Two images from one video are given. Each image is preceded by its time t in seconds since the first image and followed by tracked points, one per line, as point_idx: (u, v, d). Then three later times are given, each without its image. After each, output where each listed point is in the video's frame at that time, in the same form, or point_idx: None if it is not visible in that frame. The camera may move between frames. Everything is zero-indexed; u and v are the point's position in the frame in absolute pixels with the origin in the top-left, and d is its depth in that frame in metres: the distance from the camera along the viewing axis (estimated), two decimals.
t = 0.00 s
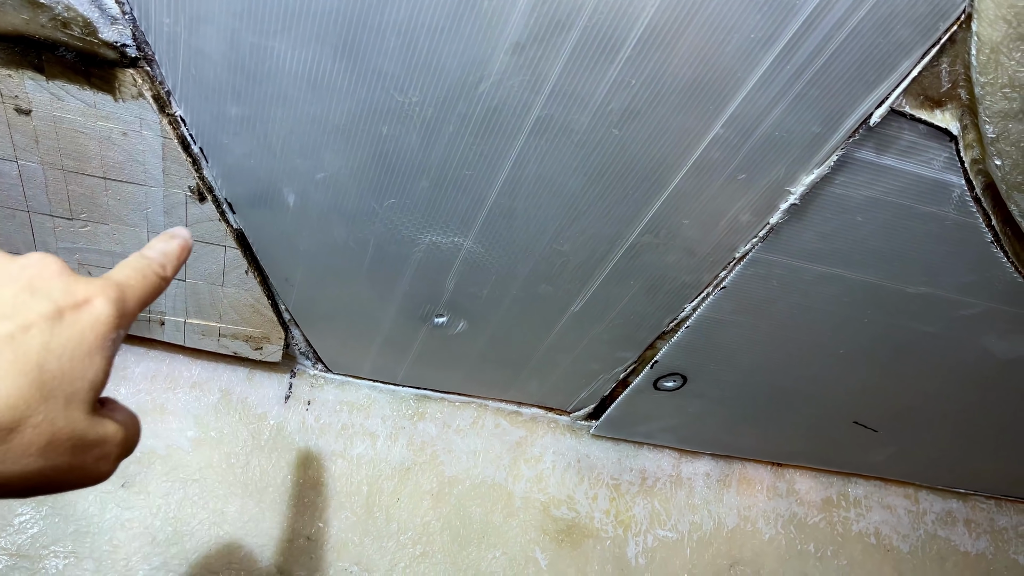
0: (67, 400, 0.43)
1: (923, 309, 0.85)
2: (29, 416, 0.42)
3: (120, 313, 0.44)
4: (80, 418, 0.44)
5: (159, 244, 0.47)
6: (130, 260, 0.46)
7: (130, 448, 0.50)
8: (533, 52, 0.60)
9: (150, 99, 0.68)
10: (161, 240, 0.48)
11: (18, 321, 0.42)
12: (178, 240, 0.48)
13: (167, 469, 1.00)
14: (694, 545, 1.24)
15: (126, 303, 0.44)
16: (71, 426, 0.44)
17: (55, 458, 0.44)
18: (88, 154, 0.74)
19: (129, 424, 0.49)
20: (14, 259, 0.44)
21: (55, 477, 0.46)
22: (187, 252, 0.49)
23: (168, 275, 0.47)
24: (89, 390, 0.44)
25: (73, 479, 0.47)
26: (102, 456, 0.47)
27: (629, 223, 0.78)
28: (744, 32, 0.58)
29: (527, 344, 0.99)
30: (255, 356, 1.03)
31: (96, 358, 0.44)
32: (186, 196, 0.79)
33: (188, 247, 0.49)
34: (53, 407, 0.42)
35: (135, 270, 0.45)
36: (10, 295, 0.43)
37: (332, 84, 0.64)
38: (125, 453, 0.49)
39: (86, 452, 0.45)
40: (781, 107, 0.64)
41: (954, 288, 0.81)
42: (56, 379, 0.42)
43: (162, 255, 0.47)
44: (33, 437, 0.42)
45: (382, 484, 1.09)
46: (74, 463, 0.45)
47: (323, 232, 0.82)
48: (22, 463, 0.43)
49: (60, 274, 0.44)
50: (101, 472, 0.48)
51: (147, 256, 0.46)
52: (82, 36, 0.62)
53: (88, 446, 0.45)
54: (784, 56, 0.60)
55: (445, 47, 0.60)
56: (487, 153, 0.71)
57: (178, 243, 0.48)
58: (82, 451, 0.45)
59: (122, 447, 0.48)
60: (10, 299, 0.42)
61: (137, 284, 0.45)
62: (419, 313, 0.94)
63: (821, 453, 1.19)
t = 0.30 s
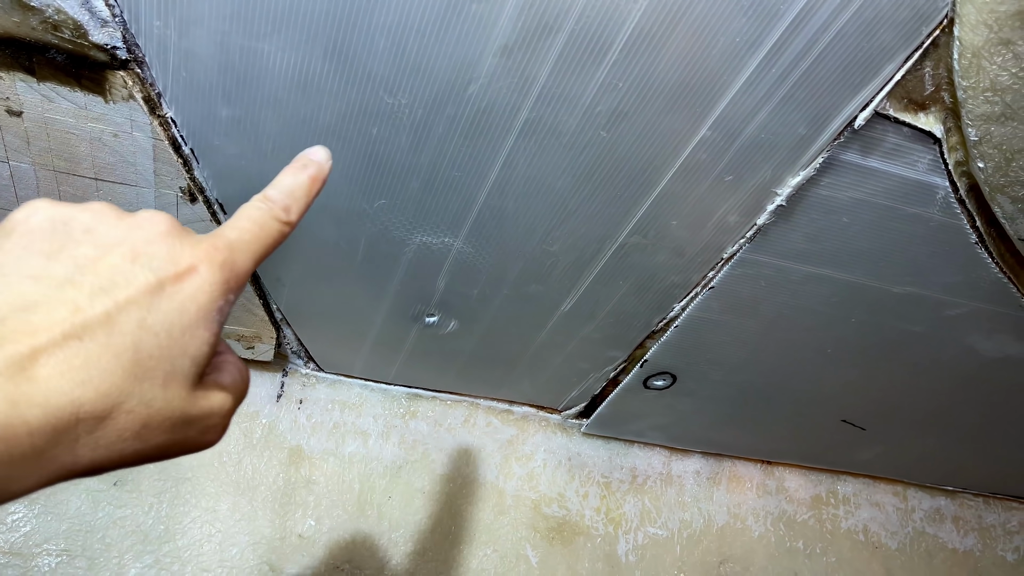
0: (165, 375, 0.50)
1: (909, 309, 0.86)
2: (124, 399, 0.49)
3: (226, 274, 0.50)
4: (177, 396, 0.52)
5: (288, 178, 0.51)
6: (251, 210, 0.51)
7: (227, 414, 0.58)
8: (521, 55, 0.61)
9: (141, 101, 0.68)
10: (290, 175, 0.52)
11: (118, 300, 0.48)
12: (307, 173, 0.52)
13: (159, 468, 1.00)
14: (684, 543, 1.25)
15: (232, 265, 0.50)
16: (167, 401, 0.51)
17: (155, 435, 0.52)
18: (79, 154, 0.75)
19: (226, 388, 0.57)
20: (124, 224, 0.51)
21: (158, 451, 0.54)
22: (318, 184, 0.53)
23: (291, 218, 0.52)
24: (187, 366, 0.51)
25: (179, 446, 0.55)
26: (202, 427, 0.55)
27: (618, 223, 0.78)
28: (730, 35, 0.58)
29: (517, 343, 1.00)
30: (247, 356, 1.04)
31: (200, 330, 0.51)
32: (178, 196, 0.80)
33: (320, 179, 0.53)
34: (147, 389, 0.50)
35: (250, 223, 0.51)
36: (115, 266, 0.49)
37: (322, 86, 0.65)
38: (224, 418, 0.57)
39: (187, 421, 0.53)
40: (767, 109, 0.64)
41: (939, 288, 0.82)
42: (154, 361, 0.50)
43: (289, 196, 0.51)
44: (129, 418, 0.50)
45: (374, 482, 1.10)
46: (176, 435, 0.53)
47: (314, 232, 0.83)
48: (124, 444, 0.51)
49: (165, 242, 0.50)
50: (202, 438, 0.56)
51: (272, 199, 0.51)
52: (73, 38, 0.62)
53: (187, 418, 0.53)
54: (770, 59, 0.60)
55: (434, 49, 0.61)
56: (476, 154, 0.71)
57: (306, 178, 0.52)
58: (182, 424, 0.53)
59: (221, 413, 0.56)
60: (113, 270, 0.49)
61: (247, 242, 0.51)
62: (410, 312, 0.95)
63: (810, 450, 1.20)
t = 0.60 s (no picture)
0: (164, 391, 0.49)
1: (899, 303, 0.85)
2: (131, 409, 0.47)
3: (209, 308, 0.51)
4: (176, 412, 0.50)
5: (250, 229, 0.55)
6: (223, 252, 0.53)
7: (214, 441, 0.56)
8: (509, 47, 0.60)
9: (127, 93, 0.68)
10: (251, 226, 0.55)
11: (118, 317, 0.48)
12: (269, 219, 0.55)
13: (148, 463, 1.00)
14: (675, 537, 1.25)
15: (213, 300, 0.51)
16: (167, 417, 0.50)
17: (156, 451, 0.50)
18: (66, 147, 0.74)
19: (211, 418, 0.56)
20: (112, 258, 0.51)
21: (146, 476, 0.51)
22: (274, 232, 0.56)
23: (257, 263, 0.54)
24: (185, 384, 0.50)
25: (168, 474, 0.53)
26: (194, 450, 0.53)
27: (608, 217, 0.78)
28: (719, 28, 0.58)
29: (508, 338, 1.00)
30: (237, 350, 1.03)
31: (190, 354, 0.50)
32: (165, 189, 0.80)
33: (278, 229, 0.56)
34: (153, 400, 0.49)
35: (223, 264, 0.52)
36: (109, 291, 0.49)
37: (310, 78, 0.64)
38: (212, 446, 0.56)
39: (181, 443, 0.52)
40: (756, 102, 0.64)
41: (929, 282, 0.82)
42: (156, 374, 0.49)
43: (252, 243, 0.54)
44: (135, 430, 0.48)
45: (365, 476, 1.09)
46: (172, 456, 0.51)
47: (303, 226, 0.82)
48: (126, 459, 0.48)
49: (155, 272, 0.51)
50: (193, 465, 0.54)
51: (239, 244, 0.53)
52: (59, 30, 0.62)
53: (182, 439, 0.52)
54: (759, 52, 0.60)
55: (422, 42, 0.60)
56: (465, 148, 0.71)
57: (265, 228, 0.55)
58: (178, 444, 0.51)
59: (209, 439, 0.55)
60: (108, 294, 0.49)
61: (226, 278, 0.52)
62: (400, 306, 0.95)
63: (801, 445, 1.20)
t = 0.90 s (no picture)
0: (118, 413, 0.50)
1: (887, 294, 0.85)
2: (84, 431, 0.48)
3: (166, 327, 0.51)
4: (131, 433, 0.51)
5: (212, 245, 0.55)
6: (183, 269, 0.53)
7: (170, 459, 0.57)
8: (496, 36, 0.60)
9: (111, 81, 0.67)
10: (213, 242, 0.55)
11: (71, 338, 0.48)
12: (228, 239, 0.56)
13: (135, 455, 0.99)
14: (665, 529, 1.25)
15: (170, 319, 0.52)
16: (121, 438, 0.50)
17: (110, 472, 0.51)
18: (50, 137, 0.73)
19: (167, 436, 0.57)
20: (66, 278, 0.50)
21: (101, 494, 0.52)
22: (238, 248, 0.57)
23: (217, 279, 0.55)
24: (140, 406, 0.51)
25: (123, 492, 0.54)
26: (149, 469, 0.54)
27: (596, 208, 0.78)
28: (706, 17, 0.58)
29: (497, 330, 0.99)
30: (225, 342, 1.03)
31: (146, 374, 0.51)
32: (151, 179, 0.79)
33: (240, 243, 0.57)
34: (107, 422, 0.49)
35: (183, 281, 0.53)
36: (64, 311, 0.49)
37: (295, 67, 0.63)
38: (167, 464, 0.57)
39: (136, 463, 0.53)
40: (743, 92, 0.64)
41: (916, 273, 0.82)
42: (110, 397, 0.49)
43: (214, 258, 0.55)
44: (88, 451, 0.49)
45: (354, 469, 1.09)
46: (126, 476, 0.52)
47: (291, 217, 0.82)
48: (79, 478, 0.49)
49: (112, 291, 0.51)
50: (149, 484, 0.55)
51: (200, 261, 0.54)
52: (41, 17, 0.61)
53: (137, 459, 0.53)
54: (745, 41, 0.60)
55: (408, 30, 0.60)
56: (452, 138, 0.70)
57: (227, 244, 0.56)
58: (133, 465, 0.52)
59: (165, 458, 0.56)
60: (63, 315, 0.49)
61: (185, 296, 0.52)
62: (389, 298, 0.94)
63: (790, 437, 1.21)
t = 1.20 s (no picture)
0: (108, 416, 0.50)
1: (878, 286, 0.86)
2: (73, 434, 0.48)
3: (156, 330, 0.53)
4: (119, 436, 0.52)
5: (203, 250, 0.58)
6: (174, 274, 0.55)
7: (157, 463, 0.58)
8: (489, 27, 0.60)
9: (104, 72, 0.67)
10: (205, 247, 0.58)
11: (61, 341, 0.48)
12: (220, 243, 0.59)
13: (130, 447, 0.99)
14: (658, 520, 1.26)
15: (161, 323, 0.53)
16: (110, 441, 0.51)
17: (98, 475, 0.51)
18: (43, 127, 0.73)
19: (154, 440, 0.57)
20: (57, 281, 0.52)
21: (88, 498, 0.52)
22: (228, 254, 0.60)
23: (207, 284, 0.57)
24: (129, 409, 0.52)
25: (110, 496, 0.54)
26: (137, 473, 0.55)
27: (589, 200, 0.78)
28: (698, 8, 0.58)
29: (491, 322, 1.00)
30: (219, 334, 1.03)
31: (135, 377, 0.52)
32: (144, 170, 0.79)
33: (231, 249, 0.60)
34: (96, 425, 0.50)
35: (175, 285, 0.54)
36: (54, 315, 0.49)
37: (288, 57, 0.63)
38: (155, 468, 0.57)
39: (124, 466, 0.53)
40: (735, 83, 0.64)
41: (907, 265, 0.82)
42: (99, 400, 0.50)
43: (205, 263, 0.57)
44: (76, 454, 0.49)
45: (349, 460, 1.09)
46: (114, 480, 0.53)
47: (284, 208, 0.82)
48: (67, 482, 0.50)
49: (102, 295, 0.52)
50: (135, 488, 0.55)
51: (191, 265, 0.56)
52: (33, 7, 0.61)
53: (126, 462, 0.53)
54: (737, 32, 0.60)
55: (400, 21, 0.60)
56: (445, 129, 0.70)
57: (219, 248, 0.59)
58: (121, 468, 0.53)
59: (152, 462, 0.57)
60: (53, 318, 0.49)
61: (175, 300, 0.54)
62: (382, 290, 0.94)
63: (782, 428, 1.22)
